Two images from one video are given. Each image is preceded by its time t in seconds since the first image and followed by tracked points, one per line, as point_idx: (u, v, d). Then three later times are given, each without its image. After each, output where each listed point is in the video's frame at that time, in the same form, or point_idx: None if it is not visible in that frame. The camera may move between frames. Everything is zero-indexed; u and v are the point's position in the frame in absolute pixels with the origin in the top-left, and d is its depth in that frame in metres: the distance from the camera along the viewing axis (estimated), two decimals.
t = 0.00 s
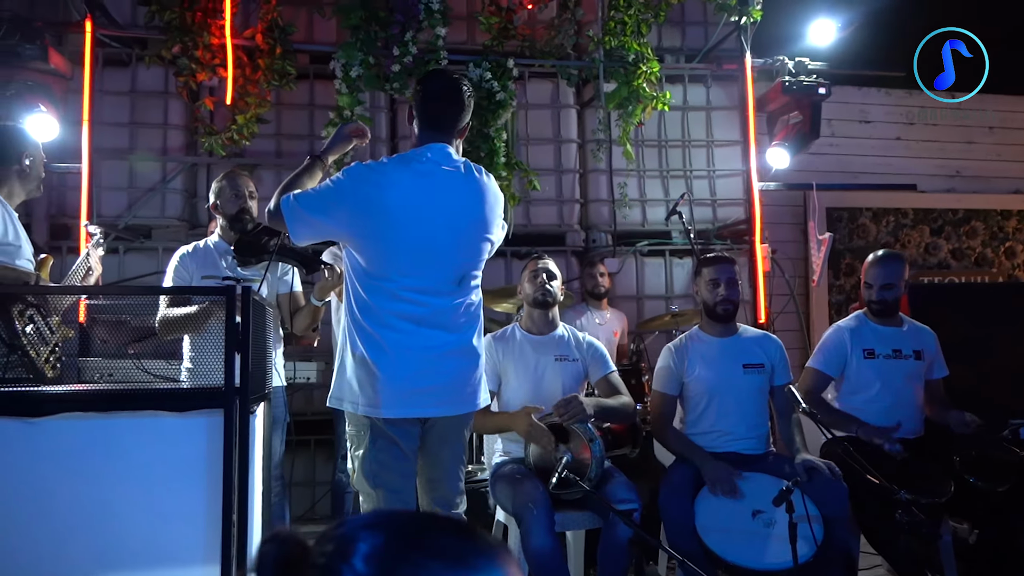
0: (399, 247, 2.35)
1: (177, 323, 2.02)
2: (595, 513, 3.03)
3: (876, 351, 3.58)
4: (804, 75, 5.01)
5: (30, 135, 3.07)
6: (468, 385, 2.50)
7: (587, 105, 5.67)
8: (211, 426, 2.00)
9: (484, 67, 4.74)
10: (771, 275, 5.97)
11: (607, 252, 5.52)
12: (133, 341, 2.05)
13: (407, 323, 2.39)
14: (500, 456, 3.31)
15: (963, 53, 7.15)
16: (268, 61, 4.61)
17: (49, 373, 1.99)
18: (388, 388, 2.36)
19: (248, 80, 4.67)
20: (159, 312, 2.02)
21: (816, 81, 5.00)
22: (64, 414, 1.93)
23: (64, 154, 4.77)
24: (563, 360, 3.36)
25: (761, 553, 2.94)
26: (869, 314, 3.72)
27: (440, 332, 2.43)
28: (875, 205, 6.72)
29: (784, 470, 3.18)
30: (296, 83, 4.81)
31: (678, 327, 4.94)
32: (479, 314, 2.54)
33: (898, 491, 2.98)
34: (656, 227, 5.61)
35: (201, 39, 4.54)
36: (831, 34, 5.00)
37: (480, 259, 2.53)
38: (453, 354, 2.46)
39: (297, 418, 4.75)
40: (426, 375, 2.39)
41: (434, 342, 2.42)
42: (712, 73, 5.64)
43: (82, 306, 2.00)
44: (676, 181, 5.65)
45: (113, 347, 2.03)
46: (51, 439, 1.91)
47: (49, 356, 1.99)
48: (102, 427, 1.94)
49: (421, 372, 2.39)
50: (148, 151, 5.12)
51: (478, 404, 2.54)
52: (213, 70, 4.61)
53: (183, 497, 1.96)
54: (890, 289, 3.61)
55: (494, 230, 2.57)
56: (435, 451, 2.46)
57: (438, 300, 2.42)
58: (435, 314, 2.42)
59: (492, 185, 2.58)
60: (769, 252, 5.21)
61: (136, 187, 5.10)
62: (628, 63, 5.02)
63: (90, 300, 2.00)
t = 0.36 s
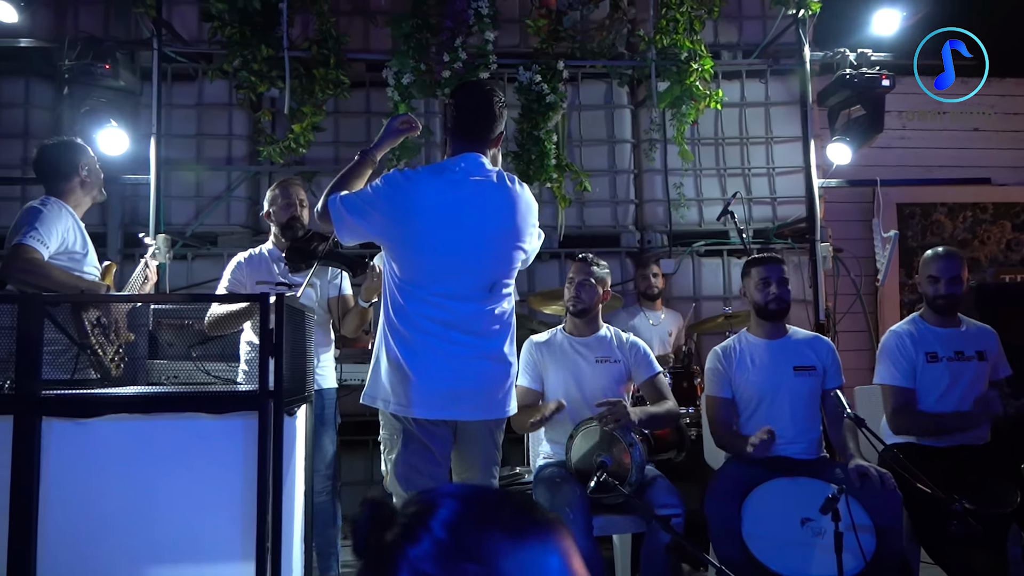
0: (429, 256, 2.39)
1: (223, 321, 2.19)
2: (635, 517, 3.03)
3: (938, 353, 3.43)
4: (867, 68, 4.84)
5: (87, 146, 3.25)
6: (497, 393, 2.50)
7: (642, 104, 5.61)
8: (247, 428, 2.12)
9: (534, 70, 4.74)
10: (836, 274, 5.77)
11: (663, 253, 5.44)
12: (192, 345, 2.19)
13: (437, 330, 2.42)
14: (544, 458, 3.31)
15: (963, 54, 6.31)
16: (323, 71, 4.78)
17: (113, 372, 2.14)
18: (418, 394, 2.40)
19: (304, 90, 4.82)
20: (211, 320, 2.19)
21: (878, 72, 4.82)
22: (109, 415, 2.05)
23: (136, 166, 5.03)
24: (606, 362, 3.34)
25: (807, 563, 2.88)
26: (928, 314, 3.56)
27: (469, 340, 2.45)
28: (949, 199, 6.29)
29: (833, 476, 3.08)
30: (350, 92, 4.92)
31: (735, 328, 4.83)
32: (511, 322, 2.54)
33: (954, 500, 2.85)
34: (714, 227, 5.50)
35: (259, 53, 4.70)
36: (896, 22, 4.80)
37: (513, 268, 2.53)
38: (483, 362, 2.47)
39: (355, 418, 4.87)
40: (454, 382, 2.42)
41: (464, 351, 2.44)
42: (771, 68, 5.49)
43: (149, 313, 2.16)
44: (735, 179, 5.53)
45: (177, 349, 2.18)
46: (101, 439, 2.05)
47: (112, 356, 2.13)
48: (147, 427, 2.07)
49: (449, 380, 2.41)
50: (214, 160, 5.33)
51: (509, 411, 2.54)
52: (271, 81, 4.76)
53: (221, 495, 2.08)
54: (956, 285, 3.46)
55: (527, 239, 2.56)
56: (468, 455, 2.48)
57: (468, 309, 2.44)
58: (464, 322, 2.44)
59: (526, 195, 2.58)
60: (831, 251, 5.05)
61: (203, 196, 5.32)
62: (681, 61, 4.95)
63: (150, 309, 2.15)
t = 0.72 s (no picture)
0: (448, 264, 2.41)
1: (259, 332, 2.19)
2: (666, 520, 3.00)
3: (988, 353, 3.29)
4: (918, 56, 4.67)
5: (138, 155, 3.42)
6: (522, 399, 2.49)
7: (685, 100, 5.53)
8: (269, 427, 2.16)
9: (572, 68, 4.72)
10: (889, 271, 5.59)
11: (706, 250, 5.34)
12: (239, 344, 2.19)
13: (458, 338, 2.43)
14: (576, 459, 3.30)
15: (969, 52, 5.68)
16: (363, 75, 4.85)
17: (160, 373, 2.21)
18: (440, 402, 2.42)
19: (345, 94, 4.90)
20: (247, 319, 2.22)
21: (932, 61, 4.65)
22: (140, 414, 2.14)
23: (187, 171, 5.19)
24: (637, 361, 3.30)
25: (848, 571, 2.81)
26: (979, 312, 3.42)
27: (490, 348, 2.44)
28: (1013, 192, 6.03)
29: (874, 480, 2.99)
30: (390, 95, 4.98)
31: (776, 327, 4.73)
32: (535, 329, 2.52)
33: (1000, 506, 2.74)
34: (759, 224, 5.38)
35: (302, 58, 4.80)
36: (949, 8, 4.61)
37: (536, 274, 2.52)
38: (506, 369, 2.46)
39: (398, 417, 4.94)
40: (477, 390, 2.42)
41: (485, 358, 2.44)
42: (818, 59, 5.34)
43: (196, 314, 2.24)
44: (781, 174, 5.40)
45: (224, 347, 2.23)
46: (133, 436, 2.13)
47: (157, 358, 2.21)
48: (176, 426, 2.14)
49: (471, 387, 2.41)
50: (261, 164, 5.47)
51: (535, 417, 2.52)
52: (313, 86, 4.85)
53: (245, 493, 2.14)
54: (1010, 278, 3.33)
55: (550, 243, 2.54)
56: (493, 458, 2.49)
57: (489, 316, 2.43)
58: (485, 329, 2.44)
59: (547, 199, 2.57)
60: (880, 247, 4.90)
61: (251, 199, 5.46)
62: (723, 55, 4.86)
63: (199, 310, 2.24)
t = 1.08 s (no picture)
0: (465, 257, 2.42)
1: (289, 337, 2.25)
2: (688, 524, 2.97)
3: (1017, 356, 3.21)
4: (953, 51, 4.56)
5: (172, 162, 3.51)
6: (541, 394, 2.49)
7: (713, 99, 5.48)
8: (286, 430, 2.19)
9: (597, 68, 4.70)
10: (924, 270, 5.47)
11: (735, 251, 5.27)
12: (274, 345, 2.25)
13: (476, 332, 2.43)
14: (598, 461, 3.29)
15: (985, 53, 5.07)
16: (389, 78, 4.88)
17: (190, 374, 2.24)
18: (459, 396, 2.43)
19: (371, 98, 4.94)
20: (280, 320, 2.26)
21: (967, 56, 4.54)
22: (163, 416, 2.19)
23: (218, 175, 5.29)
24: (659, 363, 3.28)
25: None
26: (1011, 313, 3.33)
27: (509, 343, 2.45)
28: None
29: (901, 485, 2.93)
30: (416, 98, 5.00)
31: (805, 328, 4.66)
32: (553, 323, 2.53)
33: None
34: (789, 223, 5.31)
35: (327, 62, 4.84)
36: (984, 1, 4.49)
37: (553, 268, 2.52)
38: (524, 362, 2.46)
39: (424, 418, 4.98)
40: (496, 384, 2.43)
41: (503, 352, 2.44)
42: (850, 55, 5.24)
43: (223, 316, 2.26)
44: (812, 173, 5.32)
45: (255, 348, 2.26)
46: (156, 438, 2.18)
47: (186, 362, 2.25)
48: (197, 428, 2.19)
49: (491, 383, 2.42)
50: (291, 168, 5.54)
51: (555, 412, 2.52)
52: (340, 90, 4.90)
53: (263, 495, 2.17)
54: None
55: (566, 236, 2.54)
56: (512, 460, 2.49)
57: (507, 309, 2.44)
58: (503, 323, 2.44)
59: (563, 192, 2.57)
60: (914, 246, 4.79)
61: (281, 202, 5.54)
62: (751, 53, 4.80)
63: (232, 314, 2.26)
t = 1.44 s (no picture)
0: (484, 255, 2.42)
1: (306, 329, 2.25)
2: (702, 521, 2.98)
3: None
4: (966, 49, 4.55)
5: (185, 158, 3.53)
6: (560, 391, 2.50)
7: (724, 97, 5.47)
8: (306, 425, 2.20)
9: (609, 66, 4.70)
10: (936, 269, 5.46)
11: (746, 249, 5.27)
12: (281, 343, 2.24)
13: (495, 330, 2.44)
14: (612, 458, 3.30)
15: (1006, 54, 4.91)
16: (400, 76, 4.89)
17: (204, 372, 2.26)
18: (478, 394, 2.44)
19: (383, 96, 4.95)
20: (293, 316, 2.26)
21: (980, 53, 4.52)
22: (182, 411, 2.20)
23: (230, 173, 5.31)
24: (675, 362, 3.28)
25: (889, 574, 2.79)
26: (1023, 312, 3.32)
27: (527, 341, 2.46)
28: None
29: (916, 483, 2.93)
30: (428, 97, 5.01)
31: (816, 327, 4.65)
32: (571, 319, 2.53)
33: None
34: (801, 221, 5.30)
35: (339, 60, 4.85)
36: None
37: (570, 264, 2.52)
38: (543, 360, 2.48)
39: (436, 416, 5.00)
40: (515, 381, 2.44)
41: (521, 349, 2.45)
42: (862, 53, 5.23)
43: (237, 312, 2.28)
44: (824, 171, 5.31)
45: (266, 346, 2.25)
46: (175, 432, 2.20)
47: (199, 360, 2.26)
48: (217, 423, 2.20)
49: (510, 381, 2.43)
50: (302, 166, 5.56)
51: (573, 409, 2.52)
52: (352, 88, 4.91)
53: (282, 489, 2.18)
54: None
55: (584, 232, 2.55)
56: (528, 457, 2.50)
57: (525, 306, 2.44)
58: (521, 321, 2.45)
59: (580, 188, 2.56)
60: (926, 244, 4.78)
61: (292, 200, 5.55)
62: (763, 51, 4.79)
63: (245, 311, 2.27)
